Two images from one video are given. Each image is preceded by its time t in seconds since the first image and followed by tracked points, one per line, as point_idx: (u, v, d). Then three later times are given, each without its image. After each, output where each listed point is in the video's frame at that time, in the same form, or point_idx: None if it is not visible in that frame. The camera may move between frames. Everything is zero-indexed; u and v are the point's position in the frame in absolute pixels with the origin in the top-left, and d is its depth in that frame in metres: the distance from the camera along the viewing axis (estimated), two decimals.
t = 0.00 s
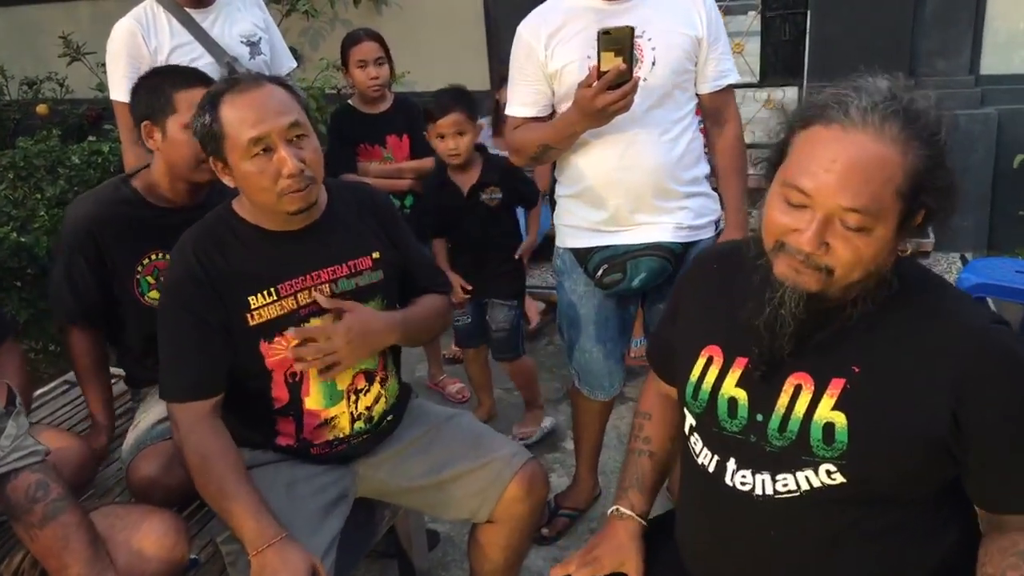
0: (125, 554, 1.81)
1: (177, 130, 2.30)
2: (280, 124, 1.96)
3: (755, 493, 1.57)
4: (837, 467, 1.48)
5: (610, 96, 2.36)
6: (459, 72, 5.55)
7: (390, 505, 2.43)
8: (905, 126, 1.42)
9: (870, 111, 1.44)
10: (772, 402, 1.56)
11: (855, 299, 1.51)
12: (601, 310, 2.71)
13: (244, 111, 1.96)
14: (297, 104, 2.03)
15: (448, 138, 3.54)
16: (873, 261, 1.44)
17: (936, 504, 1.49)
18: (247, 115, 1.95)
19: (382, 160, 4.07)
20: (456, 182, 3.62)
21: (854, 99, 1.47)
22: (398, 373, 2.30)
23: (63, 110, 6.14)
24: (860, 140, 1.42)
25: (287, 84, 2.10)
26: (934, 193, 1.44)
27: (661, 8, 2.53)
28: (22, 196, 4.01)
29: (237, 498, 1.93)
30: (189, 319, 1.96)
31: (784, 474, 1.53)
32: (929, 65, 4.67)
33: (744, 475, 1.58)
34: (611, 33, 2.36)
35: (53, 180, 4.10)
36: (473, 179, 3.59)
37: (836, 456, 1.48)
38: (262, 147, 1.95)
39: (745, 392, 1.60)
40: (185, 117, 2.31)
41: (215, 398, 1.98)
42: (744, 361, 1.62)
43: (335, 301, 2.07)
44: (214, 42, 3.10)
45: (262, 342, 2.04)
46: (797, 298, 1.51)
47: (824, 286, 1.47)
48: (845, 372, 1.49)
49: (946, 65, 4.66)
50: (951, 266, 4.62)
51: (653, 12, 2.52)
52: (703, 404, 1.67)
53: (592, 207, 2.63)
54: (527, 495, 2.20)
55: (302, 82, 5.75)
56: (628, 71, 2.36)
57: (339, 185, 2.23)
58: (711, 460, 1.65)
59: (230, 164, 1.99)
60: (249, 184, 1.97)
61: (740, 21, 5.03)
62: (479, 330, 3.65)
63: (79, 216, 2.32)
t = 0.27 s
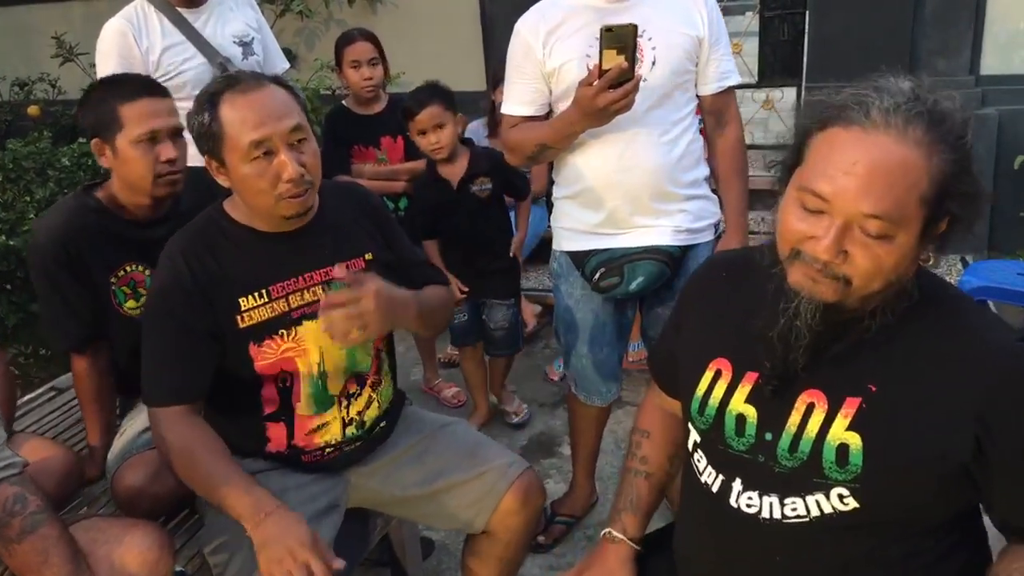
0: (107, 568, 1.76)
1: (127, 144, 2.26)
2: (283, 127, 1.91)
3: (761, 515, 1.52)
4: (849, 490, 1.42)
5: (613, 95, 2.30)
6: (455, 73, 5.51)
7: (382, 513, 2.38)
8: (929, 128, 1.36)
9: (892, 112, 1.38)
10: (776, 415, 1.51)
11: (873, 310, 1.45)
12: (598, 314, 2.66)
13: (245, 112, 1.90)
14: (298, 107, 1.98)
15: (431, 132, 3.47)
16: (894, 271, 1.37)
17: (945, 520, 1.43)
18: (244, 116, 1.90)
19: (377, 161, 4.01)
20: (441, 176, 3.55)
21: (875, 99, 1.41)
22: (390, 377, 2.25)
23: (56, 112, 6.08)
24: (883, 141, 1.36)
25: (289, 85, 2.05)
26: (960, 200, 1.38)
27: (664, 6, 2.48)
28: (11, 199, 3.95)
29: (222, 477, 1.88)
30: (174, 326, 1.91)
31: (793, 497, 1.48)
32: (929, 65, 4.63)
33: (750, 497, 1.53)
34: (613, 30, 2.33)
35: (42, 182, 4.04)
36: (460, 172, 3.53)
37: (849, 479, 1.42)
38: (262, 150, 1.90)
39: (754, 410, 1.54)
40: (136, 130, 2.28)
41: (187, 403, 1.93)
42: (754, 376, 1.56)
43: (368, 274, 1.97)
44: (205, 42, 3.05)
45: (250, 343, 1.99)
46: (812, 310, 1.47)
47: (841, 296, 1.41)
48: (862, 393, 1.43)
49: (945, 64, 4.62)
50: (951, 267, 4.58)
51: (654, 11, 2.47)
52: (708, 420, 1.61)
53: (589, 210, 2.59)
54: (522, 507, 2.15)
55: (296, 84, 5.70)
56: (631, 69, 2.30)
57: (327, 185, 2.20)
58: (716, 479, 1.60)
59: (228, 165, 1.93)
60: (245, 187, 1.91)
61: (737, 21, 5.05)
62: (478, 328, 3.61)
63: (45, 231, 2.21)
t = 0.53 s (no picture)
0: None
1: (74, 168, 2.14)
2: (273, 137, 1.84)
3: (768, 536, 1.47)
4: (861, 516, 1.37)
5: (615, 99, 2.25)
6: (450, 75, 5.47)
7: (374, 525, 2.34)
8: (978, 141, 1.29)
9: (946, 124, 1.31)
10: (792, 433, 1.46)
11: (903, 329, 1.39)
12: (594, 321, 2.61)
13: (235, 118, 1.84)
14: (292, 114, 1.91)
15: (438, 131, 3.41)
16: (929, 290, 1.32)
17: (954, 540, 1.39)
18: (236, 123, 1.84)
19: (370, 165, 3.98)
20: (446, 176, 3.49)
21: (926, 110, 1.34)
22: (382, 381, 2.20)
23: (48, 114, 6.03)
24: (931, 154, 1.29)
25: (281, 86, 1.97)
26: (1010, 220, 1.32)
27: (664, 7, 2.43)
28: None
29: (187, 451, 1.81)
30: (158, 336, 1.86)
31: (802, 520, 1.43)
32: (928, 66, 4.60)
33: (758, 518, 1.49)
34: (616, 33, 2.28)
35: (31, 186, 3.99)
36: (466, 172, 3.46)
37: (862, 504, 1.37)
38: (248, 159, 1.84)
39: (768, 427, 1.50)
40: (85, 151, 2.14)
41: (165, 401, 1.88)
42: (768, 392, 1.51)
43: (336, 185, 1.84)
44: (198, 44, 2.98)
45: (234, 346, 1.94)
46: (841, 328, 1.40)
47: (874, 313, 1.36)
48: (880, 415, 1.38)
49: (944, 66, 4.59)
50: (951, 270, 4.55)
51: (654, 12, 2.42)
52: (719, 434, 1.56)
53: (585, 215, 2.54)
54: (516, 519, 2.11)
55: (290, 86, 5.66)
56: (633, 73, 2.25)
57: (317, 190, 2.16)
58: (722, 496, 1.55)
59: (215, 166, 1.89)
60: (231, 190, 1.87)
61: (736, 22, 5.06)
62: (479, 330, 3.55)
63: (3, 241, 2.12)
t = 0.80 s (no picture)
0: None
1: (43, 172, 2.11)
2: (242, 137, 1.80)
3: (766, 546, 1.44)
4: (861, 532, 1.34)
5: (613, 100, 2.22)
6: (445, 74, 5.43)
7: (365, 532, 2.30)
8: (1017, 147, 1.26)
9: (996, 128, 1.28)
10: (794, 444, 1.43)
11: (920, 336, 1.36)
12: (588, 325, 2.58)
13: (207, 118, 1.80)
14: (271, 116, 1.86)
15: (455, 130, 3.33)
16: (953, 298, 1.30)
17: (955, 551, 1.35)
18: (213, 123, 1.80)
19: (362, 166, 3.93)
20: (457, 174, 3.45)
21: (977, 110, 1.31)
22: (371, 387, 2.16)
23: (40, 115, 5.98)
24: (978, 157, 1.26)
25: (264, 86, 1.93)
26: None
27: (663, 6, 2.40)
28: None
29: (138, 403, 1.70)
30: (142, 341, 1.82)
31: (801, 532, 1.40)
32: (927, 66, 4.58)
33: (757, 527, 1.45)
34: (616, 34, 2.24)
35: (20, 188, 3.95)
36: (477, 171, 3.44)
37: (862, 519, 1.34)
38: (217, 159, 1.80)
39: (773, 434, 1.46)
40: (52, 154, 2.10)
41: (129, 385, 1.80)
42: (776, 400, 1.48)
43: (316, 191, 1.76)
44: (190, 43, 2.94)
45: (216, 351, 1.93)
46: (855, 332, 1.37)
47: (896, 318, 1.34)
48: (887, 427, 1.35)
49: (943, 66, 4.57)
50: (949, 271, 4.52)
51: (651, 12, 2.39)
52: (723, 440, 1.53)
53: (579, 217, 2.50)
54: (508, 528, 2.07)
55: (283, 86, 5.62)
56: (632, 74, 2.22)
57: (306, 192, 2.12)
58: (722, 503, 1.52)
59: (189, 165, 1.86)
60: (206, 193, 1.84)
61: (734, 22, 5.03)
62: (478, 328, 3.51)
63: None
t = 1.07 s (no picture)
0: None
1: (35, 169, 2.11)
2: (214, 145, 1.77)
3: (774, 559, 1.44)
4: (873, 543, 1.34)
5: (608, 101, 2.22)
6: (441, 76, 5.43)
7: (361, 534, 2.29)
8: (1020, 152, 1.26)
9: (1005, 132, 1.27)
10: (798, 455, 1.43)
11: (925, 344, 1.37)
12: (583, 326, 2.58)
13: (188, 123, 1.78)
14: (248, 123, 1.82)
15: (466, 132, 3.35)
16: (957, 305, 1.31)
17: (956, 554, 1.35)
18: (194, 128, 1.78)
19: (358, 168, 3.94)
20: (462, 173, 3.45)
21: (985, 114, 1.31)
22: (365, 387, 2.16)
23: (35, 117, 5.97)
24: (986, 161, 1.26)
25: (245, 84, 1.88)
26: None
27: (658, 8, 2.40)
28: None
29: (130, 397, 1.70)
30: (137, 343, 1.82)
31: (810, 544, 1.40)
32: (923, 68, 4.58)
33: (763, 539, 1.45)
34: (609, 34, 2.24)
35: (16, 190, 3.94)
36: (481, 172, 3.46)
37: (875, 531, 1.34)
38: (194, 165, 1.79)
39: (776, 443, 1.46)
40: (43, 152, 2.10)
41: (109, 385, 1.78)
42: (779, 408, 1.47)
43: (295, 187, 1.77)
44: (187, 44, 2.93)
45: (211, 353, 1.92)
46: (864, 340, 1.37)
47: (901, 324, 1.34)
48: (896, 436, 1.34)
49: (939, 68, 4.57)
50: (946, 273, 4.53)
51: (648, 14, 2.39)
52: (723, 449, 1.53)
53: (575, 219, 2.50)
54: (504, 530, 2.07)
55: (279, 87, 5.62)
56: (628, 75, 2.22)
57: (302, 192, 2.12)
58: (723, 513, 1.52)
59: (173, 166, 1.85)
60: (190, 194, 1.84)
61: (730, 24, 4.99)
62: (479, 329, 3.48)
63: None
